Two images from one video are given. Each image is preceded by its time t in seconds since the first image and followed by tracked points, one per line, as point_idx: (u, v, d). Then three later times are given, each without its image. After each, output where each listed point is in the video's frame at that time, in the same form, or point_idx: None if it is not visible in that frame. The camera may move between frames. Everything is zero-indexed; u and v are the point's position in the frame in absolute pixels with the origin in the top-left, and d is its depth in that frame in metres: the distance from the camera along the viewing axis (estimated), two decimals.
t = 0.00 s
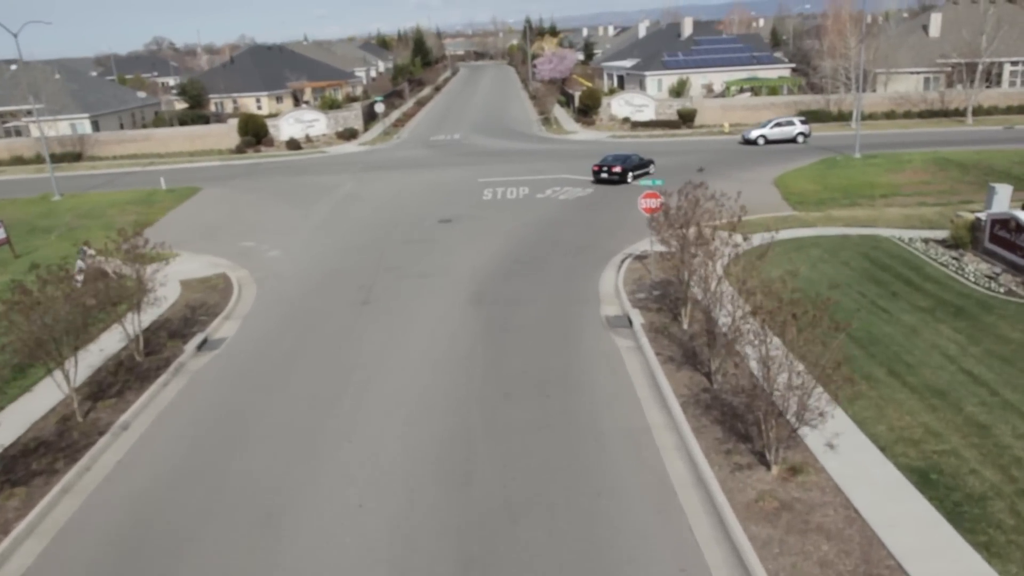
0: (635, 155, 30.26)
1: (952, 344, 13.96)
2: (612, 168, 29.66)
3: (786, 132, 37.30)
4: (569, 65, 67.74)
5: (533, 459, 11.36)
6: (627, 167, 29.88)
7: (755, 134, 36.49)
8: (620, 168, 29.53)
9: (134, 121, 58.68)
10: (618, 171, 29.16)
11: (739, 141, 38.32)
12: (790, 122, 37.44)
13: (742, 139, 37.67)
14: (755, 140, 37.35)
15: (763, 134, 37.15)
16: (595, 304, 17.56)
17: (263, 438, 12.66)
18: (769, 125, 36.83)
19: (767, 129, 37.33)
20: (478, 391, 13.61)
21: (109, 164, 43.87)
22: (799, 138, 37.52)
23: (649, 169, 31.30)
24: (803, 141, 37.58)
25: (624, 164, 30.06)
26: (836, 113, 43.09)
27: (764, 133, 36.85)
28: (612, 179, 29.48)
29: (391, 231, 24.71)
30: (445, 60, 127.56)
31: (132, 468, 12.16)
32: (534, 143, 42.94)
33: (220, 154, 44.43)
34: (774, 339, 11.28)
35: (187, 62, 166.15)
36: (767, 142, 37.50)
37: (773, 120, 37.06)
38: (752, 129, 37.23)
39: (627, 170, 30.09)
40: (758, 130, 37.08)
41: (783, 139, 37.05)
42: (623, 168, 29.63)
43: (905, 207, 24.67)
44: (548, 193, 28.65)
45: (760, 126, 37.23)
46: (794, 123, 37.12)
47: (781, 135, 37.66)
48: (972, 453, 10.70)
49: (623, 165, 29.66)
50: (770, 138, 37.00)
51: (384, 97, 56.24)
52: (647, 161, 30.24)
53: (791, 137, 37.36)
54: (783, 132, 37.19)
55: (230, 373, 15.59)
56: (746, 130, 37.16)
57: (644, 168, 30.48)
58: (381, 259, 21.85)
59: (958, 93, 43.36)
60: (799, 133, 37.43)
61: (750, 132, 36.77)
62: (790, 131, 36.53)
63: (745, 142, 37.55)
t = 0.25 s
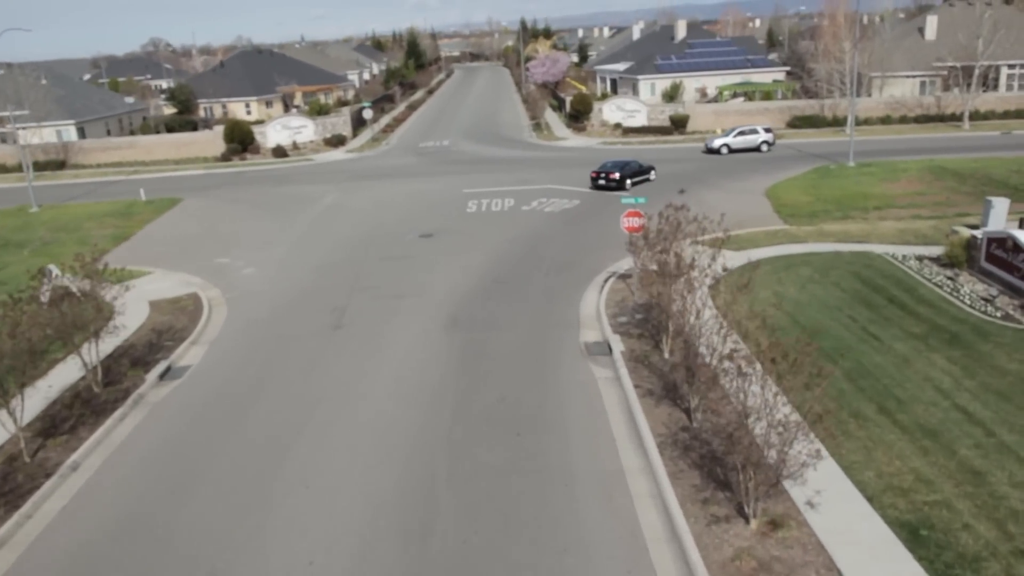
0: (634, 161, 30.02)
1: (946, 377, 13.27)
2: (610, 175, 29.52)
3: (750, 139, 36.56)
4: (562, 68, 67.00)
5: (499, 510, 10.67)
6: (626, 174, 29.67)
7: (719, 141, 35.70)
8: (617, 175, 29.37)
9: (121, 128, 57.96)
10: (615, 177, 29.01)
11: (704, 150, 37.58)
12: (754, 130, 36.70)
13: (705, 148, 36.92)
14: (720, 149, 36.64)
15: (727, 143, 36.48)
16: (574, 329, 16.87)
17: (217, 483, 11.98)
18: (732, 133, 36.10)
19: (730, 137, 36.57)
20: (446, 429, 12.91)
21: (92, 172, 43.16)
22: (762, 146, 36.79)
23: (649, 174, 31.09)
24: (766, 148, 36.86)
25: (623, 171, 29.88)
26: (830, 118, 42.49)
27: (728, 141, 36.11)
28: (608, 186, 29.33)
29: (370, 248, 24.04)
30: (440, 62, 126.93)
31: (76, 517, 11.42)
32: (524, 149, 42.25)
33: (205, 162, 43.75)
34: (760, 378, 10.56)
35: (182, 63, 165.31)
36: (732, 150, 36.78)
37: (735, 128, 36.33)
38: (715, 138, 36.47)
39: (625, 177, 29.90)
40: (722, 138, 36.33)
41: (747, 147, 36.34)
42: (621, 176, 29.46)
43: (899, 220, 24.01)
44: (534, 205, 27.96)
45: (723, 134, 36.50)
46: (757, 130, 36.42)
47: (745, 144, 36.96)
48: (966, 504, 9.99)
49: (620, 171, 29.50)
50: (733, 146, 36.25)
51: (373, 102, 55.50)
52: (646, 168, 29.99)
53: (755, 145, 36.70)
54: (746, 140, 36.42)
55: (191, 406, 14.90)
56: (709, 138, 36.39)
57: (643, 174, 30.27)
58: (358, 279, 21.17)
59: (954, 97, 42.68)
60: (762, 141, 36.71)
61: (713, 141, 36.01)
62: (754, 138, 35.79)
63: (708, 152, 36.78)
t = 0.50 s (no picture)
0: (633, 168, 29.77)
1: (933, 413, 12.60)
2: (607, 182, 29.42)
3: (712, 149, 35.83)
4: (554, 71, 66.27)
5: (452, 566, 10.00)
6: (623, 182, 29.45)
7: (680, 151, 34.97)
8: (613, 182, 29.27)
9: (108, 134, 57.30)
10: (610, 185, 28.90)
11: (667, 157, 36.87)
12: (716, 139, 35.98)
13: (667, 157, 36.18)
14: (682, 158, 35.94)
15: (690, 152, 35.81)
16: (548, 356, 16.23)
17: (161, 531, 11.31)
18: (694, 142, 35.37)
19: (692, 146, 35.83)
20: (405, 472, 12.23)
21: (74, 181, 42.51)
22: (724, 155, 36.10)
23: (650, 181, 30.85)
24: (728, 157, 36.18)
25: (620, 178, 29.67)
26: (823, 123, 41.85)
27: (690, 150, 35.37)
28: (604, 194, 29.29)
29: (346, 265, 23.39)
30: (433, 64, 126.22)
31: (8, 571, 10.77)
32: (512, 156, 41.56)
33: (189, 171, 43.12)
34: (731, 423, 9.89)
35: (175, 65, 164.53)
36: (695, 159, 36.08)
37: (697, 138, 35.58)
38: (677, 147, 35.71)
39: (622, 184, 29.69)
40: (683, 147, 35.58)
41: (710, 156, 35.67)
42: (617, 183, 29.25)
43: (891, 233, 23.34)
44: (517, 217, 27.33)
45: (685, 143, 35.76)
46: (720, 139, 35.72)
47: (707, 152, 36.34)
48: (951, 561, 9.32)
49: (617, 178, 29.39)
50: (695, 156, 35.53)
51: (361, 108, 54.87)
52: (645, 176, 29.71)
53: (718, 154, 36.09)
54: (708, 149, 35.69)
55: (145, 441, 14.24)
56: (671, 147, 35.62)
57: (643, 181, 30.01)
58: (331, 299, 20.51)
59: (949, 101, 42.02)
60: (724, 150, 36.02)
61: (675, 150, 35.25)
62: (716, 147, 35.09)
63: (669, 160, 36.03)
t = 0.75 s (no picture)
0: (628, 174, 29.41)
1: (914, 455, 11.86)
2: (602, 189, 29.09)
3: (671, 159, 34.89)
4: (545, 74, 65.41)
5: None
6: (617, 188, 29.09)
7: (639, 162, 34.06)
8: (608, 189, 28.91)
9: (90, 140, 56.46)
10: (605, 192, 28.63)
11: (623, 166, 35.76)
12: (675, 149, 35.05)
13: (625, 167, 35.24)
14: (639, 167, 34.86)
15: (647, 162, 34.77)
16: (514, 387, 15.50)
17: None
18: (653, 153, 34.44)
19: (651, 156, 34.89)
20: (351, 523, 11.46)
21: (51, 190, 41.68)
22: (683, 166, 35.19)
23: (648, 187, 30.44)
24: (687, 168, 35.28)
25: (615, 185, 29.33)
26: (814, 128, 41.02)
27: (648, 161, 34.45)
28: (599, 201, 29.07)
29: (314, 283, 22.66)
30: (425, 66, 125.19)
31: None
32: (497, 164, 40.74)
33: (168, 179, 42.34)
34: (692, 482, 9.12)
35: (167, 66, 163.45)
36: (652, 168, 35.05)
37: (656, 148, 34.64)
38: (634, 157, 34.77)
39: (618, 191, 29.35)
40: (642, 158, 34.63)
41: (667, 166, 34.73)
42: (611, 189, 28.91)
43: (879, 248, 22.53)
44: (495, 231, 26.56)
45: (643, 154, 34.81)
46: (678, 149, 34.79)
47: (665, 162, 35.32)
48: None
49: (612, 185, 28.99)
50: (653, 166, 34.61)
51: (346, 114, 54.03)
52: (640, 182, 29.32)
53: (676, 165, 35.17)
54: (666, 159, 34.74)
55: (82, 481, 13.43)
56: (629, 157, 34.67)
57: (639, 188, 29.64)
58: (295, 323, 19.73)
59: (942, 106, 41.12)
60: (684, 160, 35.09)
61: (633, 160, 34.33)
62: (676, 157, 34.18)
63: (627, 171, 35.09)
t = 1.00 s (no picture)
0: (624, 180, 29.13)
1: (889, 501, 11.11)
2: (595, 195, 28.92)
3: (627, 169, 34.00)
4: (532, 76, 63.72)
5: None
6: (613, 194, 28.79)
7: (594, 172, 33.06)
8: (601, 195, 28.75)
9: (68, 147, 55.58)
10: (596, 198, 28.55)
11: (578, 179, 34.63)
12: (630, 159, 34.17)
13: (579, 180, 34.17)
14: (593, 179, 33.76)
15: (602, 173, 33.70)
16: (473, 421, 14.75)
17: None
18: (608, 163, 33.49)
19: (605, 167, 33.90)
20: None
21: (23, 199, 40.83)
22: (638, 176, 34.27)
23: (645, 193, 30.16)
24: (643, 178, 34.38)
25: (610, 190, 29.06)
26: (801, 133, 40.40)
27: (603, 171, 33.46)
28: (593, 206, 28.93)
29: (278, 303, 21.95)
30: (416, 68, 124.27)
31: None
32: (478, 171, 39.91)
33: (143, 188, 41.52)
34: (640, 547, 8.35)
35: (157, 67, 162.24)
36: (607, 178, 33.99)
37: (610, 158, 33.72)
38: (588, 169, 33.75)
39: (613, 196, 29.09)
40: (597, 168, 33.61)
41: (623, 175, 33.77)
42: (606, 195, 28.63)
43: (861, 264, 21.77)
44: (469, 245, 25.80)
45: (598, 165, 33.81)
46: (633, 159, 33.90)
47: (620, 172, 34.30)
48: None
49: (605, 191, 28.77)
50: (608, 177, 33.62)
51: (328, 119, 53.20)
52: (636, 188, 29.02)
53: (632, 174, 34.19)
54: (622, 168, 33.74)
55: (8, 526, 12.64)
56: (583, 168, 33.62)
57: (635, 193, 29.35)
58: (253, 348, 18.96)
59: (931, 110, 40.57)
60: (640, 170, 34.18)
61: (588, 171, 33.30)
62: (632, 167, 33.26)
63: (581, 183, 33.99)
